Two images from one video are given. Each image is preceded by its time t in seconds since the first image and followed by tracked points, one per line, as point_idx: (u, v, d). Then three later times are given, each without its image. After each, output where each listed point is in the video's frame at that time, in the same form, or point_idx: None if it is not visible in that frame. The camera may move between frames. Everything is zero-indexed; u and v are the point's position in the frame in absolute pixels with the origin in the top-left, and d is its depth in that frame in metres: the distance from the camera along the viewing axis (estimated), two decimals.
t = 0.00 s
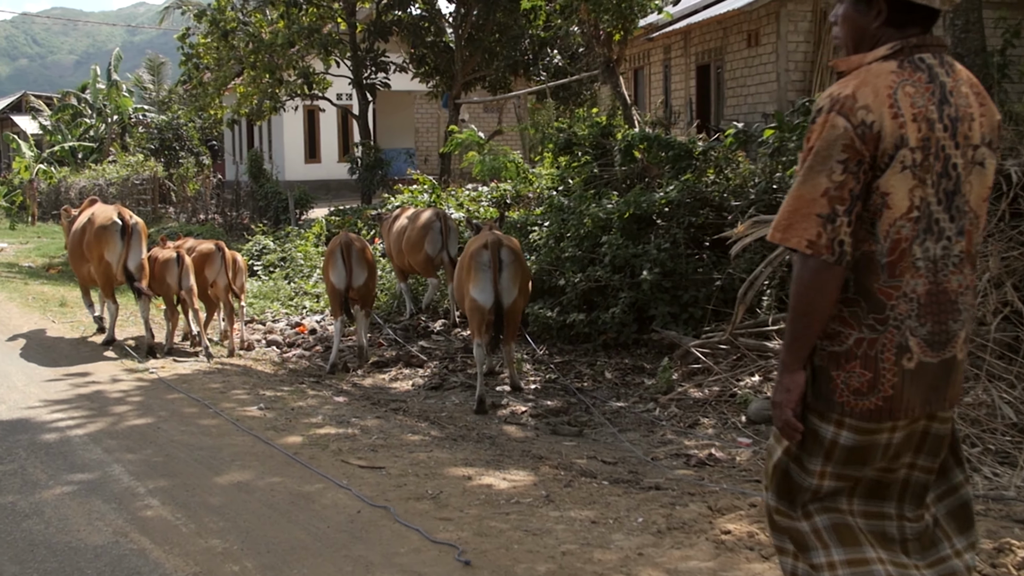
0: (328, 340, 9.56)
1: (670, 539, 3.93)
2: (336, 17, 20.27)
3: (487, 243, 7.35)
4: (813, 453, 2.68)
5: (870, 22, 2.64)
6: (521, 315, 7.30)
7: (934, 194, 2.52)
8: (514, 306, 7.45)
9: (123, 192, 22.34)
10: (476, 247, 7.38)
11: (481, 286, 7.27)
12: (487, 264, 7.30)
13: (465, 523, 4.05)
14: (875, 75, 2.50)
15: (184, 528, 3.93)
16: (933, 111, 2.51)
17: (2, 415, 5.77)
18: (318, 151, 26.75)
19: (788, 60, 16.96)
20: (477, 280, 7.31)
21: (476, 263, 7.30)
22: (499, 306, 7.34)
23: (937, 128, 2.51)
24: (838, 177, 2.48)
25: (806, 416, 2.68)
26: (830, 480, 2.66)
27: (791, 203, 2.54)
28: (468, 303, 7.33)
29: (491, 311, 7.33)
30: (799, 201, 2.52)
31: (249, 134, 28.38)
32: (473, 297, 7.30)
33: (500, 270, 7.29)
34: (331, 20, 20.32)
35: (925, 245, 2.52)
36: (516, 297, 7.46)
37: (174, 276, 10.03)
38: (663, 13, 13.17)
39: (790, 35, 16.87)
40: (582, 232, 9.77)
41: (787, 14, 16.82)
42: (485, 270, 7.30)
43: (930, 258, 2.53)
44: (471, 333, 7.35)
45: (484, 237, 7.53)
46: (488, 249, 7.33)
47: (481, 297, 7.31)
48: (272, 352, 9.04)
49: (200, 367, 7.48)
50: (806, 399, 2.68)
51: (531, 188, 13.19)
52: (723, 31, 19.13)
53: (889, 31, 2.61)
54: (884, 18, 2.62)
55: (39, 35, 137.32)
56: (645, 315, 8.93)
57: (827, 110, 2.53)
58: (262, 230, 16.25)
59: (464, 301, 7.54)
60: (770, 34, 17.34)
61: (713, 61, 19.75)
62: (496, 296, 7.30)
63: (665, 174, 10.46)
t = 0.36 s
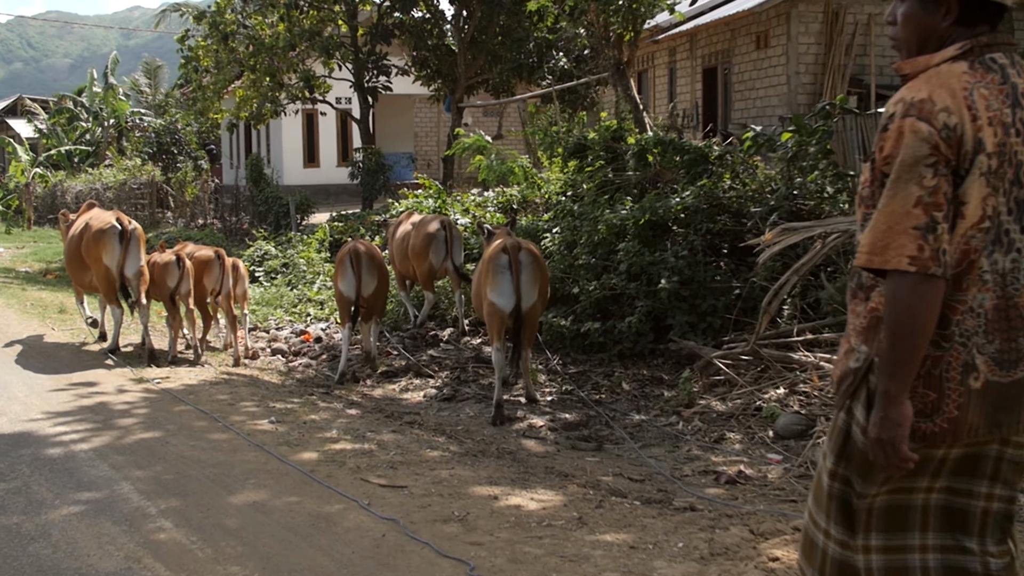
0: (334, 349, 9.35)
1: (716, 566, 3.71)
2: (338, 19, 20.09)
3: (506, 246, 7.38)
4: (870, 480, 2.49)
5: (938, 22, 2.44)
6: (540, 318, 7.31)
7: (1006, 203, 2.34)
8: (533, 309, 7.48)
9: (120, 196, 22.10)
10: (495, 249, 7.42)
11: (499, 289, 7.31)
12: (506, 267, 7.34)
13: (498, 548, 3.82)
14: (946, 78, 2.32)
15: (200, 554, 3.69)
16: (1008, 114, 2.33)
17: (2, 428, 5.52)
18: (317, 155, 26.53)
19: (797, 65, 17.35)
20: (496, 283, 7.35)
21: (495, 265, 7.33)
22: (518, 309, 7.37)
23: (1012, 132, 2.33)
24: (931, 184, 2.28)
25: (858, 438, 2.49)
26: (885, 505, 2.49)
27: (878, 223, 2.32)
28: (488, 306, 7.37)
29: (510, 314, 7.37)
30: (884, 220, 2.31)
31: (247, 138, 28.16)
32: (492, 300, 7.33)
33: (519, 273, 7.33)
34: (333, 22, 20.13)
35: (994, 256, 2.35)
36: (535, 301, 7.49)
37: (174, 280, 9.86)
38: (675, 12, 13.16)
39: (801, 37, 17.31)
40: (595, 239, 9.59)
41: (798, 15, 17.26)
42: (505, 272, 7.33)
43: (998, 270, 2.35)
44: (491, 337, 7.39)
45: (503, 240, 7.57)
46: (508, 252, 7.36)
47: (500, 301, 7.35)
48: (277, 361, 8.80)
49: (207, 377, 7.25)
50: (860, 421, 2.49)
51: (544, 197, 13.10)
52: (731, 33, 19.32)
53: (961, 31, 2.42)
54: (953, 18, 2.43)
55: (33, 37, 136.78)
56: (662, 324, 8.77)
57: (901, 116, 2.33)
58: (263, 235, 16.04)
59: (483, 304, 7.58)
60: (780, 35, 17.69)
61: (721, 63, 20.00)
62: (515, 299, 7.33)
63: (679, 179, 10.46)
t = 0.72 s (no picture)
0: (344, 358, 9.15)
1: None
2: (340, 23, 19.87)
3: (524, 248, 7.47)
4: (938, 516, 2.29)
5: (1004, 33, 2.24)
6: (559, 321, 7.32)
7: None
8: (552, 312, 7.51)
9: (119, 201, 21.86)
10: (514, 253, 7.51)
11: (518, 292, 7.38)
12: (524, 269, 7.41)
13: None
14: (1015, 87, 2.12)
15: None
16: None
17: (5, 443, 5.29)
18: (317, 160, 26.31)
19: (804, 70, 17.10)
20: (515, 285, 7.41)
21: (514, 268, 7.42)
22: (536, 312, 7.42)
23: None
24: (1016, 200, 2.05)
25: (920, 474, 2.31)
26: (964, 546, 2.26)
27: (965, 244, 2.08)
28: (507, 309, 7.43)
29: (529, 318, 7.43)
30: (975, 241, 2.07)
31: (247, 143, 27.93)
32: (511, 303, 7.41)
33: (538, 274, 7.39)
34: (336, 26, 19.92)
35: None
36: (554, 305, 7.52)
37: (175, 287, 9.60)
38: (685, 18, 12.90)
39: (808, 42, 17.07)
40: (610, 245, 9.40)
41: (805, 20, 17.00)
42: (524, 275, 7.40)
43: None
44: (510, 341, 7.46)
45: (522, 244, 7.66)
46: (526, 255, 7.42)
47: (519, 303, 7.41)
48: (286, 371, 8.58)
49: (215, 387, 7.02)
50: (923, 457, 2.30)
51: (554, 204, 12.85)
52: (736, 38, 19.12)
53: None
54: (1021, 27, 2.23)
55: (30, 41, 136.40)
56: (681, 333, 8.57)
57: (969, 130, 2.14)
58: (265, 241, 15.82)
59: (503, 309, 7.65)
60: (787, 40, 17.45)
61: (726, 68, 19.80)
62: (534, 301, 7.38)
63: (694, 185, 10.25)
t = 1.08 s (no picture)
0: (354, 367, 8.93)
1: None
2: (342, 25, 19.61)
3: (544, 253, 7.43)
4: (1004, 555, 2.40)
5: None
6: (578, 328, 7.32)
7: None
8: (572, 316, 7.51)
9: (118, 205, 21.62)
10: (534, 257, 7.48)
11: (537, 297, 7.39)
12: (544, 274, 7.39)
13: None
14: None
15: None
16: None
17: (9, 458, 5.06)
18: (318, 163, 26.10)
19: (813, 74, 16.87)
20: (534, 291, 7.41)
21: (533, 273, 7.40)
22: (556, 316, 7.42)
23: None
24: None
25: (985, 513, 2.40)
26: None
27: None
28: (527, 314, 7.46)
29: (549, 322, 7.44)
30: None
31: (247, 146, 27.70)
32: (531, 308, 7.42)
33: (558, 279, 7.35)
34: (338, 29, 19.68)
35: None
36: (576, 307, 7.48)
37: (180, 294, 9.34)
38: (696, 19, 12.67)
39: (816, 45, 16.81)
40: (626, 251, 9.19)
41: (814, 23, 16.76)
42: (543, 280, 7.39)
43: None
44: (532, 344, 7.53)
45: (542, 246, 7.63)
46: (546, 258, 7.40)
47: (538, 308, 7.42)
48: (295, 380, 8.34)
49: (226, 397, 6.79)
50: (988, 498, 2.39)
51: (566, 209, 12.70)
52: (743, 41, 18.92)
53: None
54: None
55: (26, 45, 135.99)
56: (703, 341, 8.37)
57: None
58: (268, 246, 15.59)
59: (522, 311, 7.67)
60: (795, 44, 17.20)
61: (733, 71, 19.61)
62: (554, 307, 7.38)
63: (710, 189, 10.02)
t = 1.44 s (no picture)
0: (364, 375, 8.69)
1: None
2: (344, 26, 19.34)
3: (564, 257, 7.31)
4: None
5: None
6: (599, 332, 7.21)
7: None
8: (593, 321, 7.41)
9: (117, 208, 21.37)
10: (554, 261, 7.36)
11: (558, 302, 7.28)
12: (564, 279, 7.28)
13: None
14: None
15: None
16: None
17: (14, 474, 4.83)
18: (318, 166, 25.87)
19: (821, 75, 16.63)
20: (554, 295, 7.31)
21: (553, 278, 7.29)
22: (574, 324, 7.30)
23: None
24: None
25: None
26: None
27: None
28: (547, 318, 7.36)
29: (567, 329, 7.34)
30: None
31: (246, 149, 27.47)
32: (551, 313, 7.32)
33: (579, 285, 7.23)
34: (340, 30, 19.44)
35: None
36: (597, 314, 7.31)
37: (185, 300, 9.10)
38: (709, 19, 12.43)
39: (824, 47, 16.56)
40: (642, 255, 8.95)
41: (822, 24, 16.53)
42: (563, 285, 7.28)
43: None
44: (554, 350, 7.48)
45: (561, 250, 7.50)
46: (564, 265, 7.27)
47: (559, 313, 7.32)
48: (304, 388, 8.11)
49: (235, 407, 6.56)
50: None
51: (577, 212, 12.53)
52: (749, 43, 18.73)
53: None
54: None
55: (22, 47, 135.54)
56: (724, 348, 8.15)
57: None
58: (271, 249, 15.37)
59: (541, 315, 7.56)
60: (803, 45, 16.93)
61: (738, 72, 19.38)
62: (574, 312, 7.28)
63: (726, 192, 9.78)
